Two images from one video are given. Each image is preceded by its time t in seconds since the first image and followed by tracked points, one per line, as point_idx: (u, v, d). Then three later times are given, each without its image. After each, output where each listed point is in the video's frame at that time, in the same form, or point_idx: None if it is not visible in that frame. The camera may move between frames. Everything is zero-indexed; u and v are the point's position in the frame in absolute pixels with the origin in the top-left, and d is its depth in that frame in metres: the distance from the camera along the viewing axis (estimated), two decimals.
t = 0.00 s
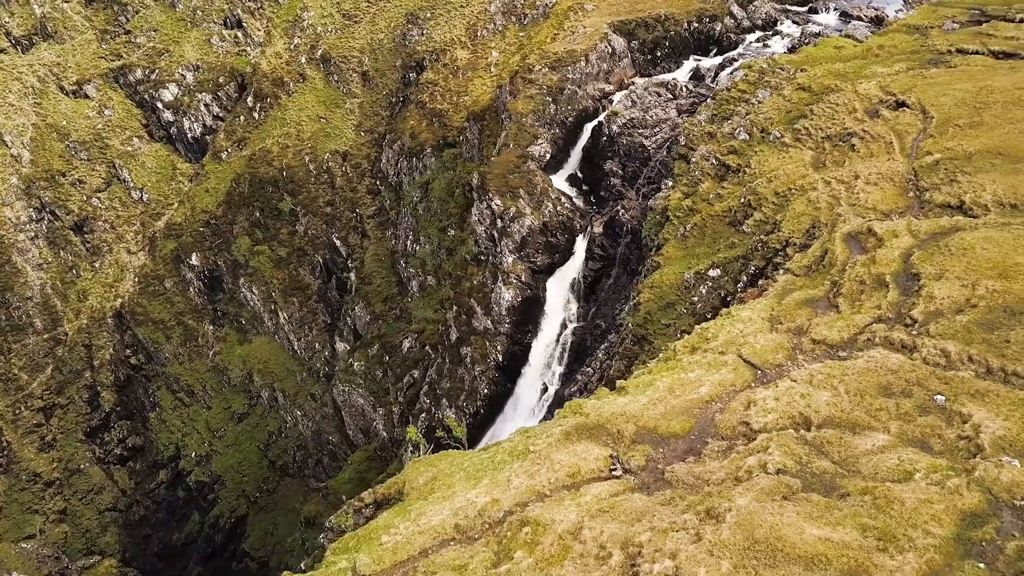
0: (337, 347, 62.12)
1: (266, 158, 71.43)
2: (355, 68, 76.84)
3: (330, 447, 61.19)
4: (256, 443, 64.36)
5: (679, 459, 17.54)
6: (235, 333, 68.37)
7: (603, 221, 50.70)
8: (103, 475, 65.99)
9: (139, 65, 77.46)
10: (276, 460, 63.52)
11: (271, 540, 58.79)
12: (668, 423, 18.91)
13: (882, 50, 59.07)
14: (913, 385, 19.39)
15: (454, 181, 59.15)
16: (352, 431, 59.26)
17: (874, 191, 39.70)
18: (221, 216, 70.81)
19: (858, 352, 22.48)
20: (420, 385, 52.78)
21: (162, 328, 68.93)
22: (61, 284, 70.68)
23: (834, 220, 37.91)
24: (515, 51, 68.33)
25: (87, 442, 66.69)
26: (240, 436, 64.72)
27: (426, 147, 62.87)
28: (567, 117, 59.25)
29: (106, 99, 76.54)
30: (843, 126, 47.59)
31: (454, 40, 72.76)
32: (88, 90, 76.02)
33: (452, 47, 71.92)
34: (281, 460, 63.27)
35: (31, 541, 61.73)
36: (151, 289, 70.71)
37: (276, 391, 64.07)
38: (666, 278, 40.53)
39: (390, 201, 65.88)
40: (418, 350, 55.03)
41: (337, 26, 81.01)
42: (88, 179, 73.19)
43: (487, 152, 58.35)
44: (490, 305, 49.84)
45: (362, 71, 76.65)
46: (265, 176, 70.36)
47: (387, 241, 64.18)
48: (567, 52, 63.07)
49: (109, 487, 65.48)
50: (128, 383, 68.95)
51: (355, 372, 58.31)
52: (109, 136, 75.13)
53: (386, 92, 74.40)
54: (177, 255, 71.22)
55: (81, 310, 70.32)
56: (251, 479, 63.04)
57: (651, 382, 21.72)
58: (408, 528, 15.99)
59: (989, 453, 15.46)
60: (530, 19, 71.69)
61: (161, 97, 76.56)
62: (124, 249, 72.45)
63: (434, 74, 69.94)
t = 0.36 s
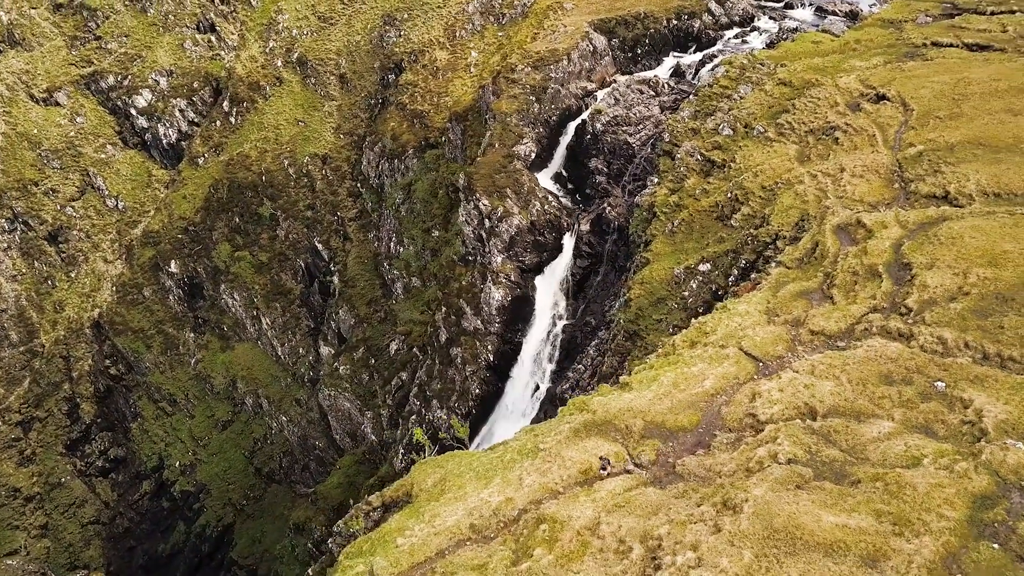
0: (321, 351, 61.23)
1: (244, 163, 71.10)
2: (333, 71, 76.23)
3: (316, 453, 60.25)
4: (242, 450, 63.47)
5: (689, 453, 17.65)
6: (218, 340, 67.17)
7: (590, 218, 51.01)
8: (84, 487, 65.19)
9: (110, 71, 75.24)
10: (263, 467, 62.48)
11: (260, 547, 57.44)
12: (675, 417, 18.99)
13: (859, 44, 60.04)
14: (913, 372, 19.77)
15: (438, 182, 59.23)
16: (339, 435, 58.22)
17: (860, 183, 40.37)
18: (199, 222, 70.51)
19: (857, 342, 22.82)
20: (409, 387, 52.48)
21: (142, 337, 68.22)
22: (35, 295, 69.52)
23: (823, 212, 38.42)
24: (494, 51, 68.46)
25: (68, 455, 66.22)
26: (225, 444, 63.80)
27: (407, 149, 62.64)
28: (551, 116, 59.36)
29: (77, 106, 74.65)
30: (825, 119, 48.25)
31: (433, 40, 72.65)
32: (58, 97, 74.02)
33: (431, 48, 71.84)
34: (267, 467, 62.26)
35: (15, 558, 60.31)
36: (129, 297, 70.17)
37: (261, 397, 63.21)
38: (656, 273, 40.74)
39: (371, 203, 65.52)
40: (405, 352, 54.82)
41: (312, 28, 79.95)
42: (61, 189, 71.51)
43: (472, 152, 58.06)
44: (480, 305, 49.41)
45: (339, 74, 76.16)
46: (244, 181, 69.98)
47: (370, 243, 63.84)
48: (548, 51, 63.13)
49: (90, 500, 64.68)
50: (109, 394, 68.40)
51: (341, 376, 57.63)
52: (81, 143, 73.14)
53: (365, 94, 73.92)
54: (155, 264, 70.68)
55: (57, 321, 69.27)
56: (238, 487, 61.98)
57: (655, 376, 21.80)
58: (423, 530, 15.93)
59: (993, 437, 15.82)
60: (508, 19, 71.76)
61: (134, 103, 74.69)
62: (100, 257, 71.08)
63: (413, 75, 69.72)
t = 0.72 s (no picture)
0: (309, 355, 61.42)
1: (225, 167, 69.87)
2: (314, 73, 75.18)
3: (306, 457, 60.13)
4: (229, 457, 63.31)
5: (699, 446, 17.79)
6: (202, 347, 67.06)
7: (580, 216, 51.32)
8: (70, 499, 63.68)
9: (86, 77, 73.93)
10: (251, 473, 62.34)
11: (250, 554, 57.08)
12: (683, 411, 19.09)
13: (841, 39, 60.77)
14: (915, 361, 20.09)
15: (423, 183, 59.21)
16: (328, 439, 58.36)
17: (850, 176, 40.92)
18: (181, 228, 69.04)
19: (857, 333, 23.11)
20: (400, 389, 52.61)
21: (125, 346, 67.08)
22: (14, 305, 68.30)
23: (814, 206, 38.87)
24: (477, 51, 68.49)
25: (51, 466, 64.53)
26: (212, 451, 63.64)
27: (392, 150, 62.44)
28: (538, 116, 59.41)
29: (53, 113, 73.11)
30: (812, 114, 48.79)
31: (415, 41, 72.50)
32: (33, 103, 72.17)
33: (414, 48, 71.60)
34: (255, 473, 62.09)
35: None
36: (110, 306, 68.51)
37: (248, 403, 63.12)
38: (649, 270, 41.01)
39: (357, 205, 65.25)
40: (396, 354, 54.66)
41: (292, 31, 78.68)
42: (38, 198, 70.14)
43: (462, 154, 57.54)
44: (472, 305, 49.17)
45: (320, 76, 75.13)
46: (227, 186, 68.75)
47: (356, 246, 63.67)
48: (534, 50, 62.79)
49: (76, 512, 63.27)
50: (92, 404, 67.21)
51: (329, 379, 57.37)
52: (58, 150, 71.91)
53: (347, 95, 73.34)
54: (137, 270, 68.97)
55: (37, 331, 68.15)
56: (226, 494, 61.59)
57: (660, 372, 21.84)
58: (439, 530, 15.90)
59: (998, 422, 16.17)
60: (491, 19, 71.79)
61: (112, 109, 73.54)
62: (80, 265, 70.36)
63: (395, 76, 69.39)
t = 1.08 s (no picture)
0: (297, 359, 61.07)
1: (207, 171, 69.49)
2: (295, 76, 74.83)
3: (296, 462, 59.47)
4: (217, 464, 62.30)
5: (713, 438, 17.94)
6: (188, 354, 66.14)
7: (571, 214, 51.71)
8: (55, 512, 62.23)
9: (62, 83, 71.02)
10: (240, 479, 61.52)
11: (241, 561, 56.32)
12: (695, 404, 19.23)
13: (823, 34, 61.55)
14: (919, 348, 20.44)
15: (410, 184, 59.01)
16: (318, 443, 58.05)
17: (841, 169, 41.47)
18: (163, 234, 68.23)
19: (860, 323, 23.43)
20: (392, 392, 51.99)
21: (109, 355, 66.07)
22: None
23: (807, 199, 39.36)
24: (461, 51, 68.42)
25: (35, 479, 62.90)
26: (200, 460, 62.58)
27: (378, 152, 62.29)
28: (526, 114, 59.42)
29: (28, 120, 69.91)
30: (799, 109, 49.40)
31: (397, 42, 72.23)
32: (6, 111, 69.05)
33: (396, 49, 71.29)
34: (245, 479, 61.31)
35: None
36: (93, 314, 67.41)
37: (236, 408, 62.67)
38: (643, 266, 41.21)
39: (343, 207, 64.91)
40: (387, 355, 54.05)
41: (272, 34, 77.90)
42: (15, 206, 67.67)
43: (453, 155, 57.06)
44: (466, 305, 49.04)
45: (301, 78, 74.89)
46: (210, 191, 68.27)
47: (342, 249, 63.38)
48: (520, 50, 62.64)
49: (62, 525, 61.84)
50: (75, 416, 65.92)
51: (319, 383, 57.19)
52: (34, 158, 69.00)
53: (330, 97, 73.30)
54: (119, 278, 67.85)
55: (18, 343, 65.99)
56: (215, 502, 60.70)
57: (668, 366, 21.88)
58: (460, 528, 15.88)
59: (1006, 406, 16.60)
60: (473, 19, 71.85)
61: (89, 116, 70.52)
62: (61, 275, 68.09)
63: (379, 77, 68.98)
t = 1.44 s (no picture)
0: (286, 363, 60.71)
1: (193, 176, 67.83)
2: (279, 79, 73.20)
3: (287, 466, 59.51)
4: (207, 471, 61.99)
5: (726, 430, 18.11)
6: (175, 360, 65.61)
7: (564, 212, 51.79)
8: (43, 522, 61.31)
9: (40, 88, 68.96)
10: (230, 485, 61.29)
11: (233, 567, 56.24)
12: (706, 397, 19.39)
13: (808, 30, 62.13)
14: (923, 337, 20.80)
15: (400, 185, 58.70)
16: (309, 446, 57.97)
17: (834, 163, 41.97)
18: (148, 239, 66.53)
19: (863, 314, 23.74)
20: (385, 393, 52.01)
21: (95, 363, 65.08)
22: None
23: (803, 193, 39.76)
24: (447, 51, 67.88)
25: (22, 490, 61.95)
26: (190, 466, 62.23)
27: (366, 153, 61.69)
28: (516, 113, 59.24)
29: (4, 125, 68.30)
30: (789, 104, 49.88)
31: (382, 43, 71.02)
32: None
33: (381, 50, 70.18)
34: (235, 484, 61.15)
35: None
36: (77, 321, 65.99)
37: (225, 413, 62.32)
38: (639, 262, 41.41)
39: (330, 210, 64.18)
40: (380, 357, 53.98)
41: (254, 36, 75.31)
42: None
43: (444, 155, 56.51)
44: (461, 305, 48.86)
45: (286, 81, 73.18)
46: (194, 195, 66.87)
47: (330, 251, 62.90)
48: (509, 50, 62.23)
49: (50, 535, 60.85)
50: (61, 425, 65.05)
51: (309, 386, 57.19)
52: (13, 164, 67.72)
53: (315, 99, 71.61)
54: (103, 285, 66.56)
55: None
56: (205, 508, 60.46)
57: (676, 360, 21.94)
58: (479, 526, 15.88)
59: (1013, 392, 17.02)
60: (459, 19, 71.34)
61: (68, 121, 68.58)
62: (42, 282, 66.91)
63: (365, 78, 68.13)
